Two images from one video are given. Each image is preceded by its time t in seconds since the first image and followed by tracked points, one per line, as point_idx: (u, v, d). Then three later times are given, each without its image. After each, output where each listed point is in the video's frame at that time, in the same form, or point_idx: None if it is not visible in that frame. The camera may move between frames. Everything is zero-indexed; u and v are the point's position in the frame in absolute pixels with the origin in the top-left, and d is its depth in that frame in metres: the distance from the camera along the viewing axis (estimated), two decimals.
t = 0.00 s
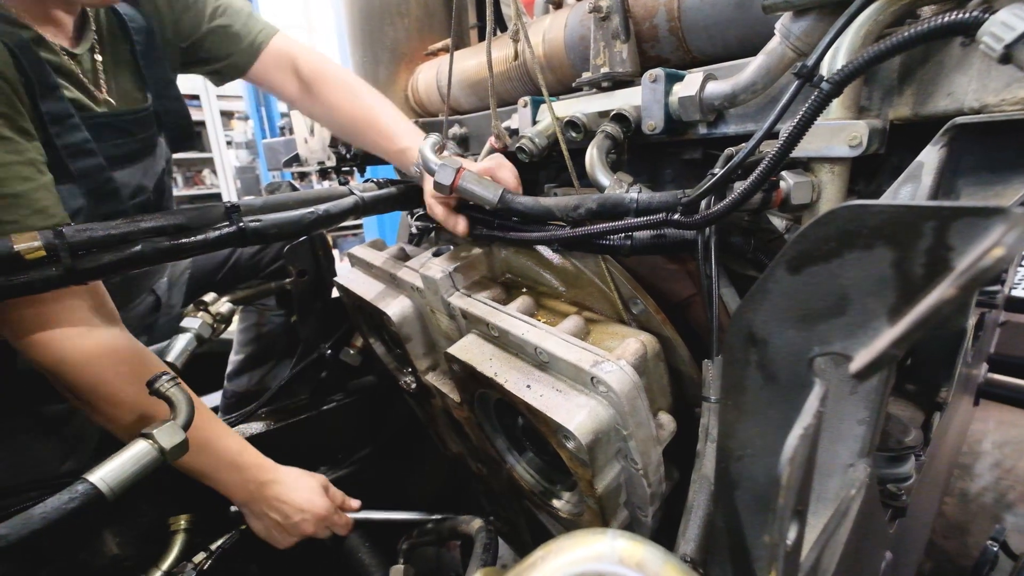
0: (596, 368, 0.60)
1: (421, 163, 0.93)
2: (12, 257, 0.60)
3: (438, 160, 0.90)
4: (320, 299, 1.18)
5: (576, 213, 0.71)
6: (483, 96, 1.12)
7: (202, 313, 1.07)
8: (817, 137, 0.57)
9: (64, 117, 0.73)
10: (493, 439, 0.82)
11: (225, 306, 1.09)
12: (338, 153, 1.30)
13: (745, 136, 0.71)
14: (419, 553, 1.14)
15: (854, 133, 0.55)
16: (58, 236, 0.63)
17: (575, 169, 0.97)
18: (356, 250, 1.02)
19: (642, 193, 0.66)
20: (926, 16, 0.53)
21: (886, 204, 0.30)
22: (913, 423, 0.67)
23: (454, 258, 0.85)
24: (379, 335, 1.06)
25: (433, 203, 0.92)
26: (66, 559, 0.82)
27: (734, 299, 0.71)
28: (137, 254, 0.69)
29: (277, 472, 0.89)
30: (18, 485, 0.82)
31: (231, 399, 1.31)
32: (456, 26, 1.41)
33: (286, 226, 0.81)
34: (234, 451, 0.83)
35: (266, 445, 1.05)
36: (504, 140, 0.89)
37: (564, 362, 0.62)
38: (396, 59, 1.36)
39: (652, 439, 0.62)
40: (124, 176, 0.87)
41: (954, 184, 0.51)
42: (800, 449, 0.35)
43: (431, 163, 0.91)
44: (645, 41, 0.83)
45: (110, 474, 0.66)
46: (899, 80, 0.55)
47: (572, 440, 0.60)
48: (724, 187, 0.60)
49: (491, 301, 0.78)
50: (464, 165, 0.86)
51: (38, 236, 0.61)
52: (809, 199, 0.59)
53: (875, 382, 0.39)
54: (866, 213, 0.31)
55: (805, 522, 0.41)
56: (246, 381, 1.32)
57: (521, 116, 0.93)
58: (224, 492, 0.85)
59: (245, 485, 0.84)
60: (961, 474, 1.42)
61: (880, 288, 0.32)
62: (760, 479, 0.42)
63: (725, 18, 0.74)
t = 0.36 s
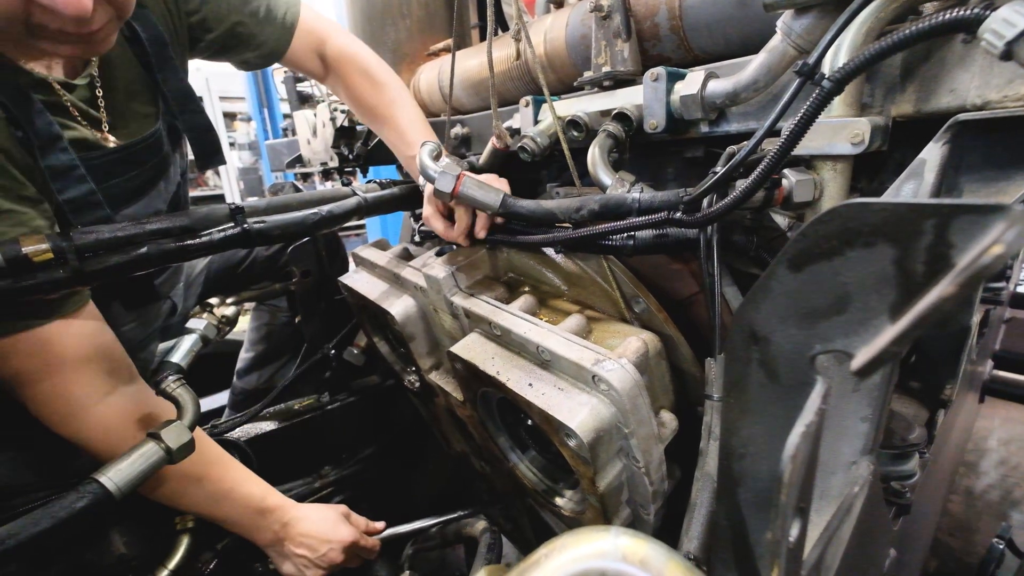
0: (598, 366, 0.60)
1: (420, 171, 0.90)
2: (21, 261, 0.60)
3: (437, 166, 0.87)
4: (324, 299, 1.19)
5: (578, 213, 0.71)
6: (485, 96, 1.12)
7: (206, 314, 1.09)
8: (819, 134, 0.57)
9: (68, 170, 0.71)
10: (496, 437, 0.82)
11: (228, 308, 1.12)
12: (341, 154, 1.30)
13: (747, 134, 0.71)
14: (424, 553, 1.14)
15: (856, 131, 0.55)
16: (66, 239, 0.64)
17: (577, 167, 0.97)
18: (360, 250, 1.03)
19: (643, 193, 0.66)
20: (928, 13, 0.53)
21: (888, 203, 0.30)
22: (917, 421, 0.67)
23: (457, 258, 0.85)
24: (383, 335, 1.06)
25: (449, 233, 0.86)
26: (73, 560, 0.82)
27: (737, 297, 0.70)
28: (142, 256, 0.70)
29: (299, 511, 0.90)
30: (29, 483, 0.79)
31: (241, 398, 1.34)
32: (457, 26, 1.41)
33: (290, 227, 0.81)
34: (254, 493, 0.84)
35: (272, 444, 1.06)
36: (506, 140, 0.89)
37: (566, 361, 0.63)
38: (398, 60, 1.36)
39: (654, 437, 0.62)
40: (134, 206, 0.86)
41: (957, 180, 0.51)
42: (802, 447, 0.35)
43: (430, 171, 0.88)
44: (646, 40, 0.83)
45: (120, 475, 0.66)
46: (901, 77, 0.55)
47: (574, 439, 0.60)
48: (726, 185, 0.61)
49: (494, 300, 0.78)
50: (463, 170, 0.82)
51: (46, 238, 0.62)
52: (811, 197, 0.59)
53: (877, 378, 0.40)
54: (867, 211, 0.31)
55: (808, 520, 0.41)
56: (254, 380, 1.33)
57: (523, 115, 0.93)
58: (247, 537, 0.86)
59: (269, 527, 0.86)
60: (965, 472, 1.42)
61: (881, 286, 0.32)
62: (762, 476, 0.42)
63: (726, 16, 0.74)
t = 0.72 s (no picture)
0: (597, 367, 0.60)
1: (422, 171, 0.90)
2: (22, 264, 0.61)
3: (438, 166, 0.87)
4: (325, 299, 1.19)
5: (578, 213, 0.71)
6: (485, 96, 1.12)
7: (207, 315, 1.08)
8: (818, 134, 0.57)
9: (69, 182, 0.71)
10: (496, 437, 0.82)
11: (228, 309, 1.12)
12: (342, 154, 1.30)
13: (747, 134, 0.71)
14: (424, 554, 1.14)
15: (856, 131, 0.55)
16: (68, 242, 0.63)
17: (578, 168, 0.97)
18: (361, 250, 1.03)
19: (643, 193, 0.66)
20: (928, 13, 0.53)
21: (886, 203, 0.30)
22: (917, 421, 0.67)
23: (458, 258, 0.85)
24: (383, 334, 1.06)
25: (455, 262, 0.80)
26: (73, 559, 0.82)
27: (737, 298, 0.70)
28: (144, 258, 0.69)
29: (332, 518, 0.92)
30: (27, 483, 0.78)
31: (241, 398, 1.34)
32: (458, 27, 1.41)
33: (291, 227, 0.81)
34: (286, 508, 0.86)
35: (272, 443, 1.06)
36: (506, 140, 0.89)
37: (565, 361, 0.63)
38: (399, 60, 1.36)
39: (654, 437, 0.62)
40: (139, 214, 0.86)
41: (956, 180, 0.51)
42: (802, 447, 0.35)
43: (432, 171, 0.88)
44: (646, 40, 0.83)
45: (120, 475, 0.65)
46: (901, 77, 0.55)
47: (573, 438, 0.60)
48: (726, 186, 0.61)
49: (495, 300, 0.78)
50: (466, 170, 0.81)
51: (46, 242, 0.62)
52: (811, 197, 0.58)
53: (876, 379, 0.40)
54: (866, 212, 0.31)
55: (808, 520, 0.41)
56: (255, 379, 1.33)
57: (523, 115, 0.93)
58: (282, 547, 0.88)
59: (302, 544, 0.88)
60: (967, 472, 1.41)
61: (880, 286, 0.32)
62: (762, 476, 0.42)
63: (726, 16, 0.74)
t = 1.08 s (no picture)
0: (594, 367, 0.60)
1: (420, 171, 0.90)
2: (17, 261, 0.60)
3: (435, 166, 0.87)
4: (322, 300, 1.18)
5: (574, 214, 0.71)
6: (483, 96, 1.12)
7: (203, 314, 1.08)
8: (815, 135, 0.57)
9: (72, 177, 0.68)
10: (493, 436, 0.82)
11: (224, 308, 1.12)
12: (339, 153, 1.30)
13: (743, 134, 0.71)
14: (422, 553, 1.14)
15: (852, 131, 0.55)
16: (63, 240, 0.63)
17: (575, 167, 0.97)
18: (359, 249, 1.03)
19: (640, 193, 0.66)
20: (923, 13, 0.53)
21: (881, 203, 0.30)
22: (913, 421, 0.67)
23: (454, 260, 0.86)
24: (381, 333, 1.06)
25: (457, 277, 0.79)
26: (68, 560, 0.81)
27: (733, 298, 0.70)
28: (140, 256, 0.67)
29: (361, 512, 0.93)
30: (20, 485, 0.78)
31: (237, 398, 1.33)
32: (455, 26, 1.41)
33: (287, 227, 0.82)
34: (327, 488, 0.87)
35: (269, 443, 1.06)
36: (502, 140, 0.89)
37: (563, 360, 0.63)
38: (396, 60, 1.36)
39: (650, 437, 0.62)
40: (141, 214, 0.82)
41: (952, 181, 0.51)
42: (798, 447, 0.35)
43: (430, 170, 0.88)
44: (643, 40, 0.84)
45: (113, 474, 0.65)
46: (897, 77, 0.55)
47: (569, 438, 0.60)
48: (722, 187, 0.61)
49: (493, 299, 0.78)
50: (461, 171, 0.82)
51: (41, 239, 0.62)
52: (807, 197, 0.59)
53: (872, 378, 0.40)
54: (861, 212, 0.31)
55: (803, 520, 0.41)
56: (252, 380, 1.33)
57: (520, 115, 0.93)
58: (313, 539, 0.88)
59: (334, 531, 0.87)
60: (962, 471, 1.42)
61: (875, 286, 0.32)
62: (758, 476, 0.42)
63: (723, 16, 0.74)
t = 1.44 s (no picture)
0: (600, 360, 0.60)
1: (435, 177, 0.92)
2: (26, 257, 0.62)
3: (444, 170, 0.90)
4: (324, 301, 1.18)
5: (578, 215, 0.71)
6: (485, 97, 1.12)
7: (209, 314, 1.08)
8: (816, 136, 0.57)
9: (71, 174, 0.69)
10: (498, 430, 0.83)
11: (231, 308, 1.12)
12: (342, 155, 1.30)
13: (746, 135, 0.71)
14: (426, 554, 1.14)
15: (854, 132, 0.55)
16: (71, 236, 0.64)
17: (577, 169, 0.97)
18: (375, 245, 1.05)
19: (642, 195, 0.66)
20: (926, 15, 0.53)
21: (882, 205, 0.30)
22: (916, 422, 0.67)
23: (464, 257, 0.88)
24: (392, 328, 1.09)
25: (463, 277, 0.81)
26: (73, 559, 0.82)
27: (736, 299, 0.71)
28: (148, 254, 0.67)
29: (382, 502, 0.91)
30: (28, 483, 0.80)
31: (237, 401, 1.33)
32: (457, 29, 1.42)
33: (296, 226, 0.81)
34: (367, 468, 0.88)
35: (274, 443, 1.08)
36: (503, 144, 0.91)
37: (570, 354, 0.63)
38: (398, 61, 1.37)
39: (654, 434, 0.62)
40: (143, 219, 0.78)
41: (953, 182, 0.51)
42: (800, 448, 0.36)
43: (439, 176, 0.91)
44: (645, 41, 0.84)
45: (119, 474, 0.65)
46: (899, 78, 0.55)
47: (574, 429, 0.60)
48: (725, 188, 0.61)
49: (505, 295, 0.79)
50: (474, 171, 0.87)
51: (50, 235, 0.63)
52: (809, 198, 0.59)
53: (874, 380, 0.40)
54: (862, 215, 0.31)
55: (805, 520, 0.41)
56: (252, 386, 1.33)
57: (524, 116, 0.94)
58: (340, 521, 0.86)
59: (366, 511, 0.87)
60: (965, 472, 1.41)
61: (876, 288, 0.33)
62: (760, 477, 0.42)
63: (724, 18, 0.74)
